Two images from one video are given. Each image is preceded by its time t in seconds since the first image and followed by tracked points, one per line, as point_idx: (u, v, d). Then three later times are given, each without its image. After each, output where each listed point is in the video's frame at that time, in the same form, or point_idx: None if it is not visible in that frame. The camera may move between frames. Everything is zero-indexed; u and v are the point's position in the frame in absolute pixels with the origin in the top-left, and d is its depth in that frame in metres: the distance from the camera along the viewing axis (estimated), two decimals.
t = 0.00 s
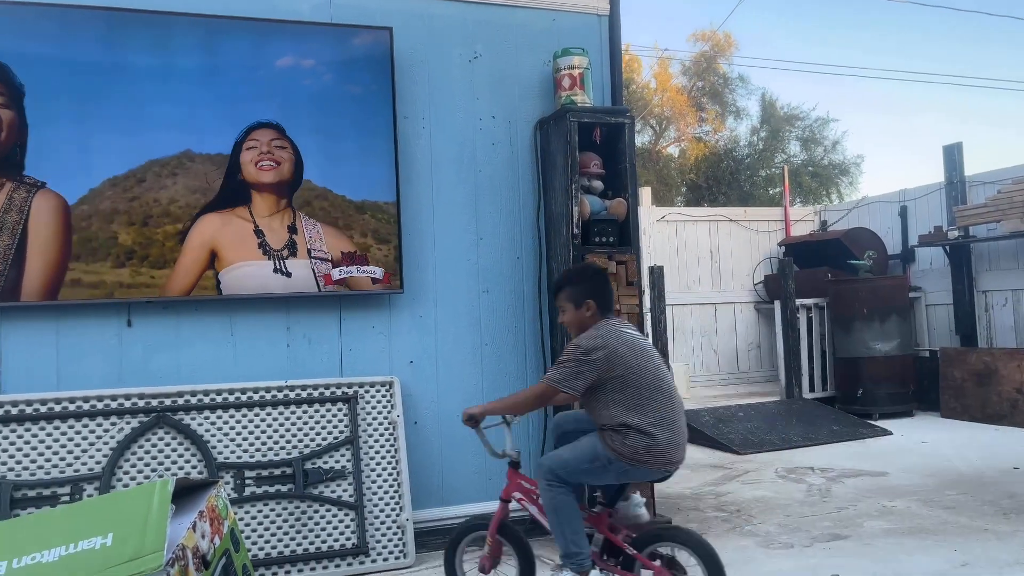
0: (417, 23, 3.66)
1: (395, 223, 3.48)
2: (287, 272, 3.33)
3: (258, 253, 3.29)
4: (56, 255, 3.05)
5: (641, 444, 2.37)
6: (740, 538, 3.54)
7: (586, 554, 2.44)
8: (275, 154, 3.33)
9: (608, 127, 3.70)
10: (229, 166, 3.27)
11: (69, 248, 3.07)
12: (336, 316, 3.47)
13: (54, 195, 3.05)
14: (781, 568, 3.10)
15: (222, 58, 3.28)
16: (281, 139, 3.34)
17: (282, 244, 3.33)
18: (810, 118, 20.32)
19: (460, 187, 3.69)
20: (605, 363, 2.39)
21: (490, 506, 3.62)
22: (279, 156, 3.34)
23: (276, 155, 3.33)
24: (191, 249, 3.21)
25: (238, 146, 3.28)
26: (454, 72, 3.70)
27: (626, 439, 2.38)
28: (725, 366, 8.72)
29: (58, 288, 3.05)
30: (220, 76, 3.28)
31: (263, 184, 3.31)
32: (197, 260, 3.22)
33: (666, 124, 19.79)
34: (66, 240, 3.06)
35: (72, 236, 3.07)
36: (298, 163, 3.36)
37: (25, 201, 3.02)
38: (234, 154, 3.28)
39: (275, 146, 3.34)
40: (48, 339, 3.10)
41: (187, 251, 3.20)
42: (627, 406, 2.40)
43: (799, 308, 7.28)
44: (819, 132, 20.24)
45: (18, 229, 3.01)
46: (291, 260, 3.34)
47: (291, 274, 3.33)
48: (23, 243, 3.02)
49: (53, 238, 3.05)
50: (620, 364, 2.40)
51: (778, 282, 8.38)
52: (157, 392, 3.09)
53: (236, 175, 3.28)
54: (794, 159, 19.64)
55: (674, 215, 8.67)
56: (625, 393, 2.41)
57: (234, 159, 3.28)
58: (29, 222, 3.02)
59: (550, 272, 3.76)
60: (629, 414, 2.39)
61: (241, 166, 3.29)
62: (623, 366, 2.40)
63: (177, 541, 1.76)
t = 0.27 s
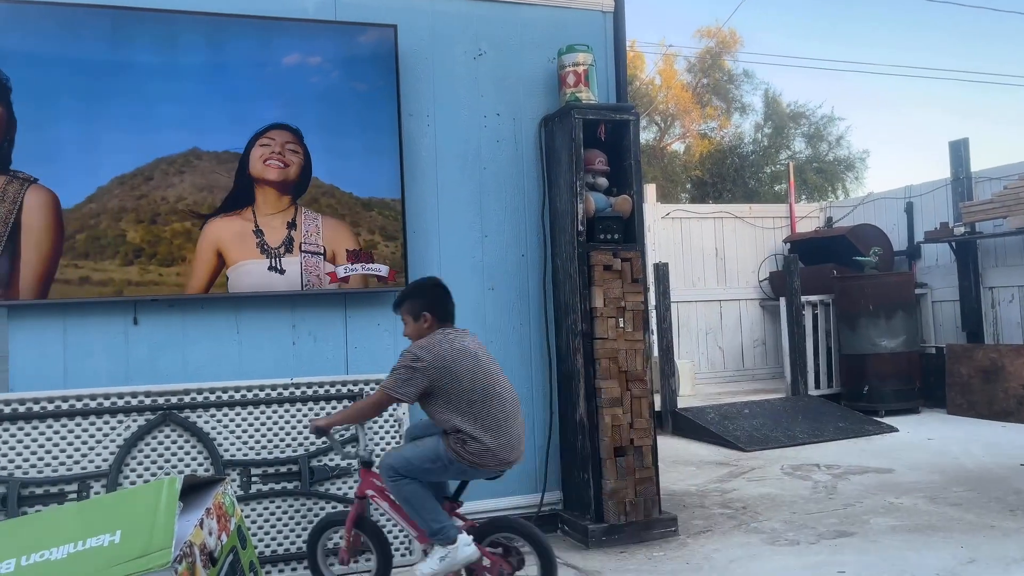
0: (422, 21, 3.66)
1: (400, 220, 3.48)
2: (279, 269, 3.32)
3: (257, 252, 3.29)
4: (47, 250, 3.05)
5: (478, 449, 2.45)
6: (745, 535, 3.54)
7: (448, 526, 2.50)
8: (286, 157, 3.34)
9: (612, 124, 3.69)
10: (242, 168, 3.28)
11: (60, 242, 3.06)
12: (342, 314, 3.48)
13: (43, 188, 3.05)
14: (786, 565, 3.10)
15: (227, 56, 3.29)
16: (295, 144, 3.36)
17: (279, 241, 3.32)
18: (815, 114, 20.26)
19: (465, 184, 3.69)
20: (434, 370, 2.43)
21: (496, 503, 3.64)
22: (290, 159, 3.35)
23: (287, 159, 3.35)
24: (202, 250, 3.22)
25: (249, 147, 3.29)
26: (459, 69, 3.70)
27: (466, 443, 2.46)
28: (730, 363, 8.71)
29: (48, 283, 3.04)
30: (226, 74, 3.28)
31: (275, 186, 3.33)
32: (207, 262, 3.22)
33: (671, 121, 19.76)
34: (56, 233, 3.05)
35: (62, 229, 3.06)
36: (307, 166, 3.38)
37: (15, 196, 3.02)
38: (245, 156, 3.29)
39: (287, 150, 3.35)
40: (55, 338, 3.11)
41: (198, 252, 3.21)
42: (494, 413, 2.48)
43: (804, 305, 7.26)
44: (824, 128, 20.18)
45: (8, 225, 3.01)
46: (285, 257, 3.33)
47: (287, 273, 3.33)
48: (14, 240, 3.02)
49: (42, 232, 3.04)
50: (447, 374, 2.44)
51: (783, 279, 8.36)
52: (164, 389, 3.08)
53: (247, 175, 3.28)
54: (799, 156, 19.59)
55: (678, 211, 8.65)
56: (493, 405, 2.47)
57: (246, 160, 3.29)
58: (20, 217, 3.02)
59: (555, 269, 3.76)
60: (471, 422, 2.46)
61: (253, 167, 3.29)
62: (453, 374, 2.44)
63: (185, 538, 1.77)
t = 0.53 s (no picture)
0: (426, 18, 3.65)
1: (405, 218, 3.48)
2: (272, 265, 3.31)
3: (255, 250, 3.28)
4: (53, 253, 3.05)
5: (326, 448, 2.72)
6: (751, 532, 3.53)
7: (278, 504, 2.73)
8: (290, 159, 3.34)
9: (617, 122, 3.68)
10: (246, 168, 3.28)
11: (66, 247, 3.06)
12: (347, 312, 3.48)
13: (52, 194, 3.05)
14: (792, 562, 3.10)
15: (232, 54, 3.29)
16: (300, 145, 3.36)
17: (274, 238, 3.31)
18: (820, 110, 20.20)
19: (469, 182, 3.69)
20: (278, 382, 2.65)
21: (502, 500, 3.63)
22: (293, 161, 3.35)
23: (291, 161, 3.34)
24: (213, 248, 3.23)
25: (253, 146, 3.29)
26: (463, 66, 3.70)
27: (313, 442, 2.73)
28: (735, 360, 8.69)
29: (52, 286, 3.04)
30: (230, 73, 3.28)
31: (277, 186, 3.33)
32: (217, 259, 3.23)
33: (675, 118, 19.72)
34: (64, 238, 3.05)
35: (69, 235, 3.06)
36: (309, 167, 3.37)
37: (23, 201, 3.02)
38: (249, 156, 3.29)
39: (291, 151, 3.34)
40: (62, 337, 3.12)
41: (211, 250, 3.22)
42: (296, 414, 2.72)
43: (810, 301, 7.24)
44: (829, 124, 20.12)
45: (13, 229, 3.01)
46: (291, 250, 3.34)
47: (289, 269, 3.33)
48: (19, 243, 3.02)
49: (49, 237, 3.04)
50: (293, 382, 2.69)
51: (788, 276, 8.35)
52: (170, 388, 3.09)
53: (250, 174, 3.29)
54: (804, 152, 19.53)
55: (684, 208, 8.63)
56: (289, 406, 2.71)
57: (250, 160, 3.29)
58: (28, 221, 3.02)
59: (560, 266, 3.75)
60: (301, 422, 2.72)
61: (256, 167, 3.30)
62: (295, 380, 2.69)
63: (191, 535, 1.77)
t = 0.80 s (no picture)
0: (430, 16, 3.65)
1: (409, 216, 3.49)
2: (256, 261, 3.29)
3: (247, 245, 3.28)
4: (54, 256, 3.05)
5: (176, 461, 2.36)
6: (758, 529, 3.53)
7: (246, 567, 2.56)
8: (282, 156, 3.33)
9: (622, 119, 3.68)
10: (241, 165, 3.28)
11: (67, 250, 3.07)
12: (353, 310, 3.49)
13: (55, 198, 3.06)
14: (799, 559, 3.09)
15: (237, 53, 3.29)
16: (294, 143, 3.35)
17: (261, 234, 3.30)
18: (825, 106, 20.14)
19: (474, 180, 3.69)
20: (137, 394, 2.27)
21: (508, 498, 3.63)
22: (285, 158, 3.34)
23: (283, 158, 3.34)
24: (202, 243, 3.22)
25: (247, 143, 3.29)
26: (468, 64, 3.70)
27: (160, 455, 2.36)
28: (741, 358, 8.68)
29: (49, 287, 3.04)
30: (235, 72, 3.28)
31: (269, 184, 3.32)
32: (207, 254, 3.23)
33: (680, 115, 19.68)
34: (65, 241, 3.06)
35: (71, 238, 3.07)
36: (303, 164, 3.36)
37: (27, 205, 3.03)
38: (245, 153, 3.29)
39: (284, 148, 3.34)
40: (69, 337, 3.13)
41: (200, 245, 3.22)
42: (150, 429, 2.34)
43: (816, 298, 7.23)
44: (835, 121, 20.06)
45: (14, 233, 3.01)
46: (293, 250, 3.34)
47: (301, 270, 3.34)
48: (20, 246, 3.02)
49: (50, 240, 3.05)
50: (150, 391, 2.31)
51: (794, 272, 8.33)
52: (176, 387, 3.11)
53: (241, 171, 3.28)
54: (810, 149, 19.48)
55: (689, 205, 8.62)
56: (147, 423, 2.33)
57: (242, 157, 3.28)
58: (29, 224, 3.03)
59: (565, 264, 3.75)
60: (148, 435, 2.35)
61: (247, 163, 3.29)
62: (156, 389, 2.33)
63: (199, 533, 1.78)
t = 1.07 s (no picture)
0: (435, 15, 3.65)
1: (415, 215, 3.49)
2: (259, 261, 3.29)
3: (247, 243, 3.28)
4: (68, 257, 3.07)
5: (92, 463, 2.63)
6: (765, 527, 3.52)
7: None
8: (288, 151, 3.34)
9: (627, 116, 3.67)
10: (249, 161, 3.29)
11: (78, 249, 3.08)
12: (359, 309, 3.49)
13: (65, 196, 3.07)
14: (806, 556, 3.09)
15: (242, 53, 3.30)
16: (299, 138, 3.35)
17: (263, 231, 3.30)
18: (831, 103, 20.07)
19: (479, 179, 3.69)
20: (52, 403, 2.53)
21: (515, 496, 3.63)
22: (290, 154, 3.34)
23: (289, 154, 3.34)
24: (202, 243, 3.22)
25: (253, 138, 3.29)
26: (473, 63, 3.70)
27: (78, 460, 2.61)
28: (747, 355, 8.67)
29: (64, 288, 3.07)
30: (241, 71, 3.29)
31: (274, 180, 3.32)
32: (209, 254, 3.23)
33: (686, 113, 19.63)
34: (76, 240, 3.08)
35: (83, 236, 3.08)
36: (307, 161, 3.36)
37: (38, 204, 3.05)
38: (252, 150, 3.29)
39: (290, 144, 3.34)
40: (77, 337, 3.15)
41: (200, 244, 3.22)
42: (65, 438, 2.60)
43: (822, 295, 7.21)
44: (841, 117, 19.99)
45: (26, 234, 3.03)
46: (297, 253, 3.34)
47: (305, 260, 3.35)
48: (30, 248, 3.04)
49: (62, 240, 3.06)
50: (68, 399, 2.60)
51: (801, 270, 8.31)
52: (183, 386, 3.12)
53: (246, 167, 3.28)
54: (816, 145, 19.42)
55: (695, 203, 8.61)
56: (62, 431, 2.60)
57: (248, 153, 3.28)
58: (40, 225, 3.04)
59: (571, 262, 3.75)
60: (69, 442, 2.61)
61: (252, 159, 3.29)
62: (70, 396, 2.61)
63: (206, 532, 1.78)
